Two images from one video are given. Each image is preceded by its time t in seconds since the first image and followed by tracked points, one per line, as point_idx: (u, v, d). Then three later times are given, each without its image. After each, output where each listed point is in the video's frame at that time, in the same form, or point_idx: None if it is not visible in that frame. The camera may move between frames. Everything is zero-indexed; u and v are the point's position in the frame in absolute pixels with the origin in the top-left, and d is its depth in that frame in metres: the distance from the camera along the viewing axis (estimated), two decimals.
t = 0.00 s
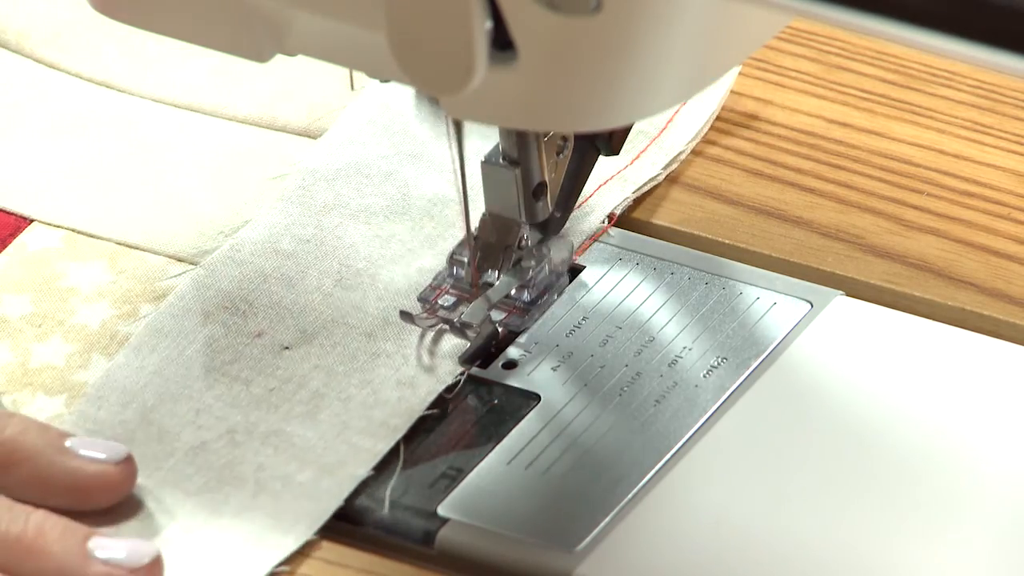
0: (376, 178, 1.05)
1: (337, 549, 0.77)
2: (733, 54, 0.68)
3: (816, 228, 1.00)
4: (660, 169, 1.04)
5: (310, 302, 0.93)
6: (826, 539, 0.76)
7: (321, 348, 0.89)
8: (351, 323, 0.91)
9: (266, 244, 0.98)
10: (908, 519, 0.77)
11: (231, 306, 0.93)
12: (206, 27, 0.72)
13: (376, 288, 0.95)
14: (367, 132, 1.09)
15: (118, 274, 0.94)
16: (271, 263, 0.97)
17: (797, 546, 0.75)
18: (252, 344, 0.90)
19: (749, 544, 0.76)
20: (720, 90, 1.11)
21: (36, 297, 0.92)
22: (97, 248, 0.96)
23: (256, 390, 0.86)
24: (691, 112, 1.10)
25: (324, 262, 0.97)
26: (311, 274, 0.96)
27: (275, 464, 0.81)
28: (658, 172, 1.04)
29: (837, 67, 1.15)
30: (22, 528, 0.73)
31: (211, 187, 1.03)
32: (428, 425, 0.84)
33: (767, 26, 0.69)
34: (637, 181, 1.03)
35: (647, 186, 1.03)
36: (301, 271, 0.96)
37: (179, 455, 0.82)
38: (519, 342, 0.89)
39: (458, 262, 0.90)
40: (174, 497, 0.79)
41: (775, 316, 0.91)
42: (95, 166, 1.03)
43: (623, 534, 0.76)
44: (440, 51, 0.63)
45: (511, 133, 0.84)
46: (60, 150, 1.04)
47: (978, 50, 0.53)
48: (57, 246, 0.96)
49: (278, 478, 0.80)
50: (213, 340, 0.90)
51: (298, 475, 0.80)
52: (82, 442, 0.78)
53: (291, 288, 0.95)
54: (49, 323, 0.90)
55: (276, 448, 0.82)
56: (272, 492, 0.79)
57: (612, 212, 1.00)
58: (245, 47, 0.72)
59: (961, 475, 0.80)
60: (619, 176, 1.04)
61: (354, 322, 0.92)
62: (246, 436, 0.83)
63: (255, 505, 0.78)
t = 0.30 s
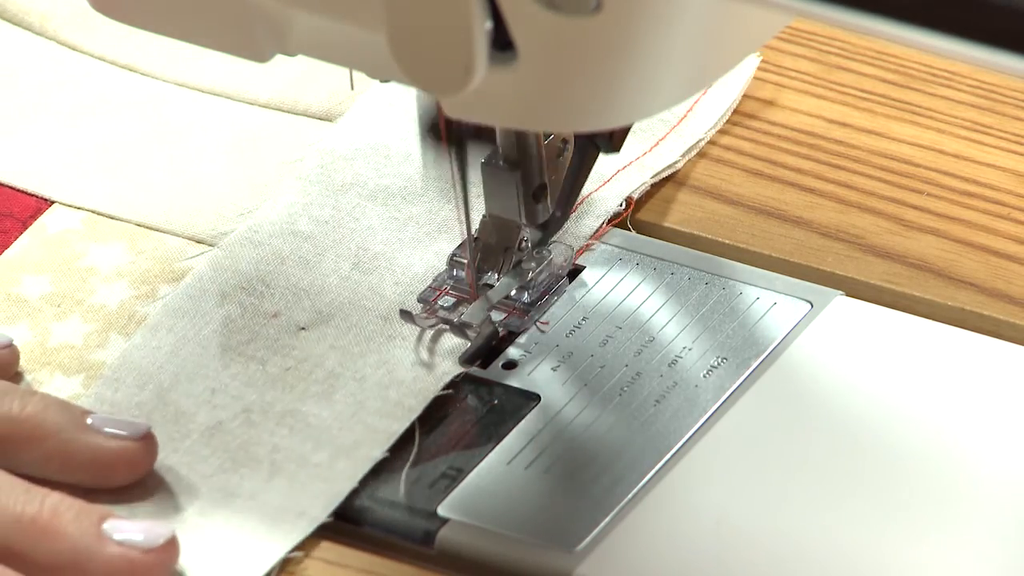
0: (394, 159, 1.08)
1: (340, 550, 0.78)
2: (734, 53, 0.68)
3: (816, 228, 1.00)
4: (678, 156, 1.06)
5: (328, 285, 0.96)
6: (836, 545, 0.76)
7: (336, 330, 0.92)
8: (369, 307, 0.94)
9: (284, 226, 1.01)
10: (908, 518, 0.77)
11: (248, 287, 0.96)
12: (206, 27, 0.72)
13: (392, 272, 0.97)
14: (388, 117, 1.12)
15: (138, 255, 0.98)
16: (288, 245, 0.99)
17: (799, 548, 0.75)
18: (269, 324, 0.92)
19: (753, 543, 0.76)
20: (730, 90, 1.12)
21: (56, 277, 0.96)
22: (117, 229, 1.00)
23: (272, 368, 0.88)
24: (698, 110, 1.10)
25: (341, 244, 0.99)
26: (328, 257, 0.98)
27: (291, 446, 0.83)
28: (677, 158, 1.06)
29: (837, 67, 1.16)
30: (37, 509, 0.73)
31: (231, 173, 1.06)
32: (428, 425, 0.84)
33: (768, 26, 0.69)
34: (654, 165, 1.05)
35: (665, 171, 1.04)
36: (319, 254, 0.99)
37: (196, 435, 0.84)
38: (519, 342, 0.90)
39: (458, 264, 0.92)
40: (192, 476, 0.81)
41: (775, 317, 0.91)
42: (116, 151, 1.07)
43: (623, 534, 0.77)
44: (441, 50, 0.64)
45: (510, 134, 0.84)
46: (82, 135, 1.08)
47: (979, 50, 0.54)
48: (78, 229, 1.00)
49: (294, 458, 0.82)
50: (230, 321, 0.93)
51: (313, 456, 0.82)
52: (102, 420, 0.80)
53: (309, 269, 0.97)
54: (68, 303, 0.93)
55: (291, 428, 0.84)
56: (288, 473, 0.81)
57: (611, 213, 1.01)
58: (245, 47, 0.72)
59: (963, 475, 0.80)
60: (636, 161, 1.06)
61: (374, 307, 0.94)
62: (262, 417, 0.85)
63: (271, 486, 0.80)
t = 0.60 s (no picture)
0: (412, 141, 1.11)
1: (340, 550, 0.77)
2: (733, 53, 0.69)
3: (816, 228, 1.00)
4: (699, 143, 1.08)
5: (346, 265, 0.99)
6: (842, 545, 0.76)
7: (351, 311, 0.94)
8: (385, 290, 0.96)
9: (302, 206, 1.04)
10: (909, 520, 0.77)
11: (265, 266, 0.99)
12: (205, 27, 0.72)
13: (409, 253, 1.00)
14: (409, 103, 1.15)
15: (158, 236, 1.01)
16: (306, 225, 1.02)
17: (801, 548, 0.76)
18: (285, 303, 0.95)
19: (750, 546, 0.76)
20: (751, 80, 1.14)
21: (76, 258, 0.98)
22: (138, 210, 1.03)
23: (287, 346, 0.91)
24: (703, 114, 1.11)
25: (359, 224, 1.03)
26: (346, 238, 1.01)
27: (303, 419, 0.85)
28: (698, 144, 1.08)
29: (838, 68, 1.16)
30: (48, 489, 0.76)
31: (251, 153, 1.09)
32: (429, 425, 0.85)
33: (766, 25, 0.69)
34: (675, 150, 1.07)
35: (685, 156, 1.07)
36: (336, 236, 1.01)
37: (210, 412, 0.86)
38: (519, 342, 0.90)
39: (458, 264, 0.91)
40: (205, 454, 0.83)
41: (775, 317, 0.91)
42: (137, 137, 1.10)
43: (623, 535, 0.77)
44: (441, 51, 0.64)
45: (509, 134, 0.84)
46: (103, 119, 1.11)
47: (980, 50, 0.53)
48: (99, 209, 1.03)
49: (307, 434, 0.84)
50: (246, 299, 0.95)
51: (327, 431, 0.84)
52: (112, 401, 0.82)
53: (326, 250, 1.00)
54: (87, 283, 0.96)
55: (304, 402, 0.86)
56: (300, 451, 0.83)
57: (611, 215, 1.02)
58: (244, 46, 0.72)
59: (963, 475, 0.80)
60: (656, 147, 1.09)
61: (391, 290, 0.96)
62: (276, 391, 0.87)
63: (283, 464, 0.82)
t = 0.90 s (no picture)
0: (430, 126, 1.13)
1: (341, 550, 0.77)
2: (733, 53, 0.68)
3: (816, 228, 1.00)
4: (717, 130, 1.09)
5: (364, 247, 1.00)
6: (843, 547, 0.75)
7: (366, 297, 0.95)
8: (400, 272, 0.97)
9: (318, 189, 1.05)
10: (909, 520, 0.77)
11: (282, 248, 1.00)
12: (205, 29, 0.72)
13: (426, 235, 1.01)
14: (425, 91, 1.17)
15: (176, 217, 1.02)
16: (322, 208, 1.04)
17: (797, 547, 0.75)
18: (302, 284, 0.96)
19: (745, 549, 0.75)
20: (767, 66, 1.15)
21: (93, 240, 0.99)
22: (155, 191, 1.04)
23: (304, 323, 0.92)
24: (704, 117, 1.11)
25: (377, 206, 1.04)
26: (363, 220, 1.03)
27: (319, 394, 0.87)
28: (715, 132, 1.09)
29: (838, 68, 1.16)
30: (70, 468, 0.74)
31: (271, 139, 1.10)
32: (428, 425, 0.84)
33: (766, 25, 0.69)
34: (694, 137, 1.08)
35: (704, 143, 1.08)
36: (354, 219, 1.03)
37: (225, 391, 0.87)
38: (519, 342, 0.90)
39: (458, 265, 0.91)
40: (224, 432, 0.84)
41: (775, 317, 0.91)
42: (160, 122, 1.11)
43: (623, 535, 0.76)
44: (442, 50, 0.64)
45: (509, 133, 0.85)
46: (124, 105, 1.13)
47: (980, 50, 0.53)
48: (116, 190, 1.04)
49: (322, 412, 0.85)
50: (262, 278, 0.97)
51: (336, 427, 0.84)
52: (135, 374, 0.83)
53: (343, 233, 1.01)
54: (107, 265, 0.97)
55: (319, 375, 0.88)
56: (316, 430, 0.84)
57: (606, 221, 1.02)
58: (243, 47, 0.72)
59: (964, 475, 0.79)
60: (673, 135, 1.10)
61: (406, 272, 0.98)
62: (291, 365, 0.89)
63: (294, 456, 0.82)
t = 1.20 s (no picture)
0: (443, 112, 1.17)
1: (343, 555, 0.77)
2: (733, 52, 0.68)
3: (816, 228, 1.00)
4: (734, 116, 1.10)
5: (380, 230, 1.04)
6: (842, 546, 0.75)
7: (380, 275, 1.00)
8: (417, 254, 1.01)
9: (338, 173, 1.11)
10: (909, 519, 0.77)
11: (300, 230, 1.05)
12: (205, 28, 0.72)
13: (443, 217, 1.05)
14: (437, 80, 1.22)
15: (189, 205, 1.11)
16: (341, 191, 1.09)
17: (792, 546, 0.75)
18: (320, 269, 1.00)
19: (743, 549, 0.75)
20: (781, 56, 1.16)
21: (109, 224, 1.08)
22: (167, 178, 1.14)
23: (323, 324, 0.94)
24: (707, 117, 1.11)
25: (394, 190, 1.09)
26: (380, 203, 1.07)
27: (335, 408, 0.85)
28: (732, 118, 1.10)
29: (837, 68, 1.16)
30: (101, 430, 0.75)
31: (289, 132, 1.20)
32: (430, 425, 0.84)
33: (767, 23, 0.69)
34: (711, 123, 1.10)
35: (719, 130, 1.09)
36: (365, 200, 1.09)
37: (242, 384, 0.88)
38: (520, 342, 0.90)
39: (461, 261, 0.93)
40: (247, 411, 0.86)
41: (775, 317, 0.91)
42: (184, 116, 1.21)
43: (624, 534, 0.77)
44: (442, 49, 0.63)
45: (508, 135, 0.84)
46: (155, 103, 1.23)
47: (980, 50, 0.52)
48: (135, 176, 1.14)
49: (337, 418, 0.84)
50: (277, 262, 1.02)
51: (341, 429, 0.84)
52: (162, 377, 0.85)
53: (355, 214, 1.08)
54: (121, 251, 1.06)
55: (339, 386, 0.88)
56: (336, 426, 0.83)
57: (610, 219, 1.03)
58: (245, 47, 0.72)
59: (966, 476, 0.79)
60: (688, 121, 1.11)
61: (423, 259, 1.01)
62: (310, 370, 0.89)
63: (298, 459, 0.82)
